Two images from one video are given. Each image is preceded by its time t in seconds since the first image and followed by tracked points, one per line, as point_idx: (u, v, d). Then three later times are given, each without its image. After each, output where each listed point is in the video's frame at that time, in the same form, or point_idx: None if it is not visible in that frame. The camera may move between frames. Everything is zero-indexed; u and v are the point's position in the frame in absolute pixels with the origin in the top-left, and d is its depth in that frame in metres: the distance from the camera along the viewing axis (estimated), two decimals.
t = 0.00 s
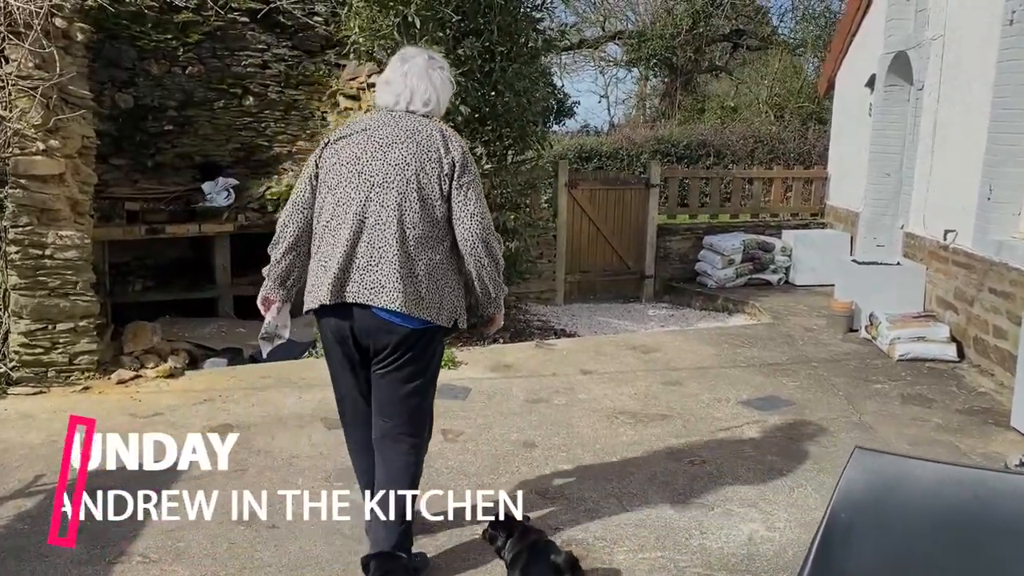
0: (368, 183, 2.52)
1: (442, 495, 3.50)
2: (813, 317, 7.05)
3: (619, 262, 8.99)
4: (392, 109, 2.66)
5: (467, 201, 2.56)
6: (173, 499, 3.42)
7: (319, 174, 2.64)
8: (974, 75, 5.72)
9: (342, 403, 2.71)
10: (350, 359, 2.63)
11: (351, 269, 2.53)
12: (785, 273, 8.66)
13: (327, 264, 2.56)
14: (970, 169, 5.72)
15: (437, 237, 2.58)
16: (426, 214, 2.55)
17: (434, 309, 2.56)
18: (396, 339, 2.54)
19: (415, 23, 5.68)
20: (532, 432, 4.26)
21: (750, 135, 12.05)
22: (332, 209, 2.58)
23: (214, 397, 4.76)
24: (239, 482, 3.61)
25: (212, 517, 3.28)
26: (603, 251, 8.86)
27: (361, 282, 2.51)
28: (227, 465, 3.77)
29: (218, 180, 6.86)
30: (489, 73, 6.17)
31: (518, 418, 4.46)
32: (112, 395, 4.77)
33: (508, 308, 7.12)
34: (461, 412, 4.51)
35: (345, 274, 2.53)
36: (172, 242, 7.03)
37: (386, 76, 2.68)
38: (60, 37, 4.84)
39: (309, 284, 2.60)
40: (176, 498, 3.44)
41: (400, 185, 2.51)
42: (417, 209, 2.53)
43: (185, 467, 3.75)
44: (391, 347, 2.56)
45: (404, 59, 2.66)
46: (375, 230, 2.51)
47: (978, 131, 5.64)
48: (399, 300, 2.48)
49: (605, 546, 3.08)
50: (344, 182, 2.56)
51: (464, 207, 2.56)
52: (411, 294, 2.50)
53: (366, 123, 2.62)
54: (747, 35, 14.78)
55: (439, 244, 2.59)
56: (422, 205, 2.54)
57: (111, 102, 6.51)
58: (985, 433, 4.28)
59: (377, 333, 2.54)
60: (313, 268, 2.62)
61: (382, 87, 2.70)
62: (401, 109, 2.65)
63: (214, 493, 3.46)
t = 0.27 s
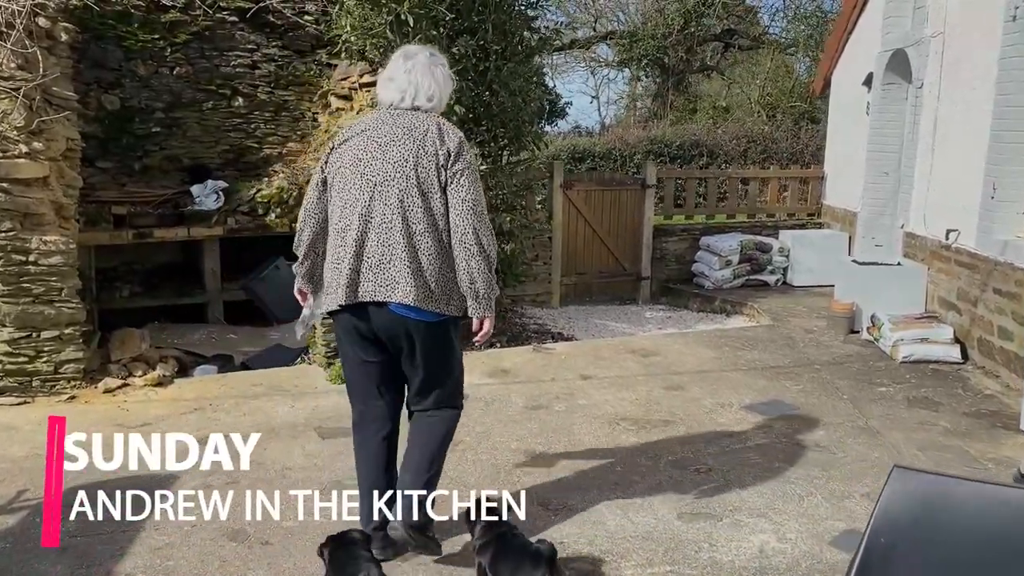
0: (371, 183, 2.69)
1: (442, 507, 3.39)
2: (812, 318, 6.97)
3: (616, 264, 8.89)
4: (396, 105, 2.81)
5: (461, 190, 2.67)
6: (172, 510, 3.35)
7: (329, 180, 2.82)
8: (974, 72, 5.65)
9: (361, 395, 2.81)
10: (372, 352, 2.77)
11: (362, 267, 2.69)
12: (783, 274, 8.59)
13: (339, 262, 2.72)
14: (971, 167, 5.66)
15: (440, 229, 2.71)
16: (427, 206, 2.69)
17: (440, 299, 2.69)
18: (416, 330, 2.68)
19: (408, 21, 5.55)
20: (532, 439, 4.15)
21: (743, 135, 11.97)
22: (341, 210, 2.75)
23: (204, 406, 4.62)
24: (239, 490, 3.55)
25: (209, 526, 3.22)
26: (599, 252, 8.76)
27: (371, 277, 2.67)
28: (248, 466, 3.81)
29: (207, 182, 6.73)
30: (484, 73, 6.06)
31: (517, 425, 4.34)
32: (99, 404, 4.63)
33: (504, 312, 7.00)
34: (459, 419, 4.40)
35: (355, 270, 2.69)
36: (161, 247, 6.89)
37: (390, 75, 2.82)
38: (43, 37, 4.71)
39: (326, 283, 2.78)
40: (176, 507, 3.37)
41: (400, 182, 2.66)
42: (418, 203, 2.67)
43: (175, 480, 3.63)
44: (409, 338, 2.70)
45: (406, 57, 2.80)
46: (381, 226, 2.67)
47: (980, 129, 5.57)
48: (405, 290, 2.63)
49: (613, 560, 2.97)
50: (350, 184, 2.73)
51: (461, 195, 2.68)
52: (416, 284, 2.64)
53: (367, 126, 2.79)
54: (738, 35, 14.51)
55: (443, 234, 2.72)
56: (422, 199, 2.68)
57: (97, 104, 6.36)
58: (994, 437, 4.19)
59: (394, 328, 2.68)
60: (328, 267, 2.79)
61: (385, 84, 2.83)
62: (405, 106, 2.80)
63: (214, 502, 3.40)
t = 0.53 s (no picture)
0: (385, 185, 2.66)
1: (433, 521, 3.28)
2: (804, 320, 6.91)
3: (605, 266, 8.79)
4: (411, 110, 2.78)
5: (476, 197, 2.65)
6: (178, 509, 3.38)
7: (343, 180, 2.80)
8: (966, 71, 5.60)
9: (368, 400, 2.75)
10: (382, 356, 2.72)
11: (374, 269, 2.66)
12: (773, 274, 8.53)
13: (350, 265, 2.69)
14: (964, 166, 5.61)
15: (453, 234, 2.69)
16: (441, 212, 2.66)
17: (452, 303, 2.67)
18: (430, 333, 2.67)
19: (393, 20, 5.41)
20: (524, 448, 4.05)
21: (730, 135, 11.92)
22: (354, 212, 2.72)
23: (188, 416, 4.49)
24: (246, 489, 3.58)
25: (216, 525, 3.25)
26: (587, 254, 8.67)
27: (381, 280, 2.64)
28: (258, 465, 3.84)
29: (188, 187, 6.60)
30: (470, 73, 5.95)
31: (508, 433, 4.23)
32: (77, 417, 4.49)
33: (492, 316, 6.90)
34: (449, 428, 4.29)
35: (367, 272, 2.66)
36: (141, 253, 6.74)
37: (406, 81, 2.81)
38: (16, 38, 4.55)
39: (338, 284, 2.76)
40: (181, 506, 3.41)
41: (414, 187, 2.64)
42: (432, 208, 2.65)
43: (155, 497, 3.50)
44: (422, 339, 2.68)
45: (424, 64, 2.78)
46: (394, 230, 2.65)
47: (972, 128, 5.53)
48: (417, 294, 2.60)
49: None
50: (364, 185, 2.70)
51: (475, 202, 2.66)
52: (429, 289, 2.62)
53: (383, 128, 2.76)
54: (723, 35, 14.62)
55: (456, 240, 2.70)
56: (436, 204, 2.65)
57: (74, 107, 6.20)
58: (994, 440, 4.13)
59: (407, 330, 2.66)
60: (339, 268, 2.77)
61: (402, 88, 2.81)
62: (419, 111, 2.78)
63: (220, 502, 3.43)
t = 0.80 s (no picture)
0: (401, 184, 2.78)
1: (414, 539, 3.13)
2: (791, 321, 6.81)
3: (588, 268, 8.68)
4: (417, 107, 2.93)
5: (488, 196, 2.82)
6: (177, 510, 3.39)
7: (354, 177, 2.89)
8: (952, 68, 5.54)
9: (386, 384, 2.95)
10: (393, 348, 2.88)
11: (391, 264, 2.78)
12: (758, 275, 8.46)
13: (367, 262, 2.81)
14: (952, 165, 5.54)
15: (465, 231, 2.85)
16: (456, 211, 2.80)
17: (465, 297, 2.82)
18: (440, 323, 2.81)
19: (369, 18, 5.24)
20: (508, 460, 3.91)
21: (711, 135, 11.85)
22: (368, 209, 2.83)
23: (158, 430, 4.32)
24: (246, 489, 3.60)
25: (216, 524, 3.26)
26: (571, 257, 8.55)
27: (399, 275, 2.76)
28: (259, 466, 3.86)
29: (159, 192, 6.42)
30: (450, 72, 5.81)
31: (491, 444, 4.09)
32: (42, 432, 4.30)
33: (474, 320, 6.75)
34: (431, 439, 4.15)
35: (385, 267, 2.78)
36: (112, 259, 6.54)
37: (411, 82, 2.95)
38: None
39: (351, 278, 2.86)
40: (181, 507, 3.42)
41: (430, 186, 2.76)
42: (447, 206, 2.78)
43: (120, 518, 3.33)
44: (434, 334, 2.83)
45: (428, 63, 2.94)
46: (410, 228, 2.76)
47: (958, 126, 5.46)
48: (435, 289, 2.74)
49: None
50: (379, 183, 2.80)
51: (488, 201, 2.83)
52: (445, 284, 2.76)
53: (395, 128, 2.87)
54: (704, 34, 14.65)
55: (468, 237, 2.86)
56: (451, 202, 2.79)
57: (40, 109, 5.99)
58: (988, 444, 4.04)
59: (419, 322, 2.79)
60: (353, 263, 2.87)
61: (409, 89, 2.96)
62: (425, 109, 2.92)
63: (220, 502, 3.44)
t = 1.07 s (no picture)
0: (382, 189, 2.74)
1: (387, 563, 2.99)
2: (773, 324, 6.73)
3: (568, 271, 8.59)
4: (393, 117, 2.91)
5: (471, 198, 2.78)
6: (177, 510, 3.43)
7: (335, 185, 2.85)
8: (933, 67, 5.47)
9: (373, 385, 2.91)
10: (377, 348, 2.85)
11: (373, 269, 2.74)
12: (739, 277, 8.39)
13: (349, 266, 2.76)
14: (933, 164, 5.48)
15: (448, 234, 2.81)
16: (438, 214, 2.77)
17: (449, 299, 2.77)
18: (417, 324, 2.74)
19: (339, 18, 5.07)
20: (487, 474, 3.77)
21: (690, 135, 11.78)
22: (350, 216, 2.78)
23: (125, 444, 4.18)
24: (245, 490, 3.64)
25: (216, 524, 3.29)
26: (550, 260, 8.44)
27: (382, 280, 2.72)
28: (258, 467, 3.90)
29: (125, 198, 6.22)
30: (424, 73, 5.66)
31: (469, 458, 3.96)
32: None
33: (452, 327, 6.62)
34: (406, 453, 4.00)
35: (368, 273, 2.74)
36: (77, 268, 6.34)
37: (388, 92, 2.95)
38: None
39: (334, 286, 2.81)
40: (181, 507, 3.45)
41: (411, 190, 2.72)
42: (429, 210, 2.74)
43: (78, 543, 3.15)
44: (413, 334, 2.76)
45: (403, 73, 2.91)
46: (392, 232, 2.73)
47: (939, 125, 5.40)
48: (418, 292, 2.70)
49: None
50: (361, 189, 2.76)
51: (470, 204, 2.79)
52: (429, 287, 2.72)
53: (375, 135, 2.84)
54: (681, 35, 14.70)
55: (450, 241, 2.81)
56: (433, 206, 2.75)
57: None
58: (976, 450, 3.96)
59: (397, 323, 2.74)
60: (335, 271, 2.82)
61: (386, 99, 2.94)
62: (401, 118, 2.89)
63: (220, 503, 3.48)
